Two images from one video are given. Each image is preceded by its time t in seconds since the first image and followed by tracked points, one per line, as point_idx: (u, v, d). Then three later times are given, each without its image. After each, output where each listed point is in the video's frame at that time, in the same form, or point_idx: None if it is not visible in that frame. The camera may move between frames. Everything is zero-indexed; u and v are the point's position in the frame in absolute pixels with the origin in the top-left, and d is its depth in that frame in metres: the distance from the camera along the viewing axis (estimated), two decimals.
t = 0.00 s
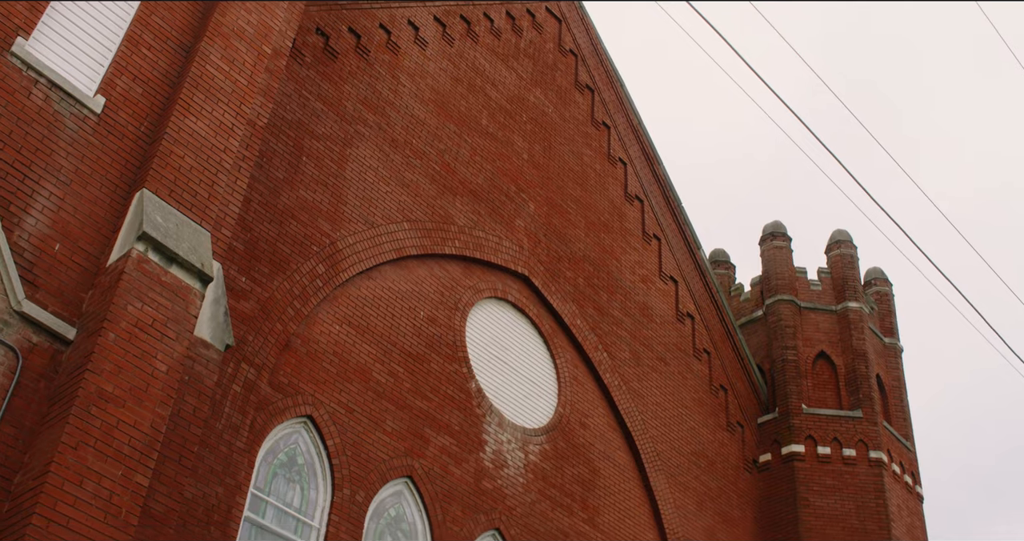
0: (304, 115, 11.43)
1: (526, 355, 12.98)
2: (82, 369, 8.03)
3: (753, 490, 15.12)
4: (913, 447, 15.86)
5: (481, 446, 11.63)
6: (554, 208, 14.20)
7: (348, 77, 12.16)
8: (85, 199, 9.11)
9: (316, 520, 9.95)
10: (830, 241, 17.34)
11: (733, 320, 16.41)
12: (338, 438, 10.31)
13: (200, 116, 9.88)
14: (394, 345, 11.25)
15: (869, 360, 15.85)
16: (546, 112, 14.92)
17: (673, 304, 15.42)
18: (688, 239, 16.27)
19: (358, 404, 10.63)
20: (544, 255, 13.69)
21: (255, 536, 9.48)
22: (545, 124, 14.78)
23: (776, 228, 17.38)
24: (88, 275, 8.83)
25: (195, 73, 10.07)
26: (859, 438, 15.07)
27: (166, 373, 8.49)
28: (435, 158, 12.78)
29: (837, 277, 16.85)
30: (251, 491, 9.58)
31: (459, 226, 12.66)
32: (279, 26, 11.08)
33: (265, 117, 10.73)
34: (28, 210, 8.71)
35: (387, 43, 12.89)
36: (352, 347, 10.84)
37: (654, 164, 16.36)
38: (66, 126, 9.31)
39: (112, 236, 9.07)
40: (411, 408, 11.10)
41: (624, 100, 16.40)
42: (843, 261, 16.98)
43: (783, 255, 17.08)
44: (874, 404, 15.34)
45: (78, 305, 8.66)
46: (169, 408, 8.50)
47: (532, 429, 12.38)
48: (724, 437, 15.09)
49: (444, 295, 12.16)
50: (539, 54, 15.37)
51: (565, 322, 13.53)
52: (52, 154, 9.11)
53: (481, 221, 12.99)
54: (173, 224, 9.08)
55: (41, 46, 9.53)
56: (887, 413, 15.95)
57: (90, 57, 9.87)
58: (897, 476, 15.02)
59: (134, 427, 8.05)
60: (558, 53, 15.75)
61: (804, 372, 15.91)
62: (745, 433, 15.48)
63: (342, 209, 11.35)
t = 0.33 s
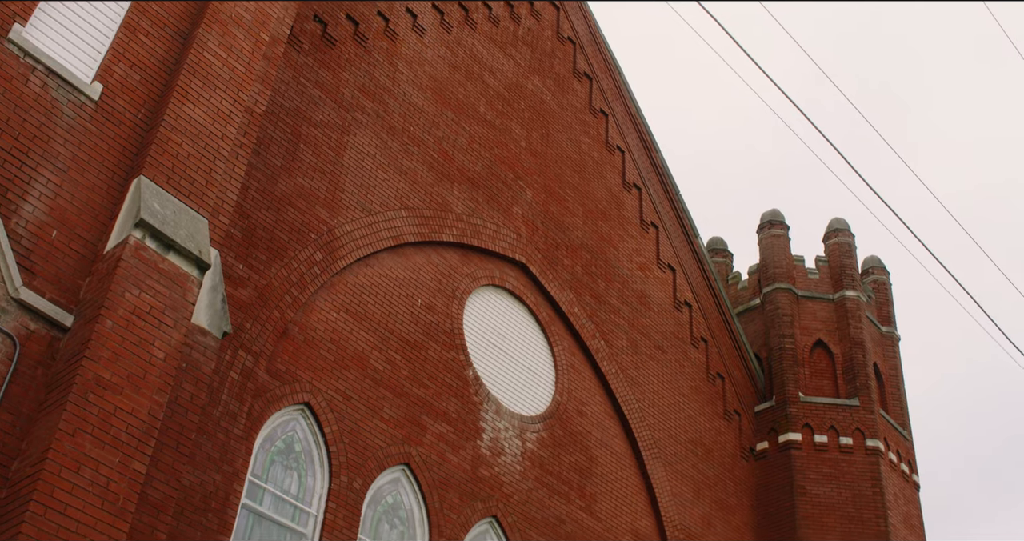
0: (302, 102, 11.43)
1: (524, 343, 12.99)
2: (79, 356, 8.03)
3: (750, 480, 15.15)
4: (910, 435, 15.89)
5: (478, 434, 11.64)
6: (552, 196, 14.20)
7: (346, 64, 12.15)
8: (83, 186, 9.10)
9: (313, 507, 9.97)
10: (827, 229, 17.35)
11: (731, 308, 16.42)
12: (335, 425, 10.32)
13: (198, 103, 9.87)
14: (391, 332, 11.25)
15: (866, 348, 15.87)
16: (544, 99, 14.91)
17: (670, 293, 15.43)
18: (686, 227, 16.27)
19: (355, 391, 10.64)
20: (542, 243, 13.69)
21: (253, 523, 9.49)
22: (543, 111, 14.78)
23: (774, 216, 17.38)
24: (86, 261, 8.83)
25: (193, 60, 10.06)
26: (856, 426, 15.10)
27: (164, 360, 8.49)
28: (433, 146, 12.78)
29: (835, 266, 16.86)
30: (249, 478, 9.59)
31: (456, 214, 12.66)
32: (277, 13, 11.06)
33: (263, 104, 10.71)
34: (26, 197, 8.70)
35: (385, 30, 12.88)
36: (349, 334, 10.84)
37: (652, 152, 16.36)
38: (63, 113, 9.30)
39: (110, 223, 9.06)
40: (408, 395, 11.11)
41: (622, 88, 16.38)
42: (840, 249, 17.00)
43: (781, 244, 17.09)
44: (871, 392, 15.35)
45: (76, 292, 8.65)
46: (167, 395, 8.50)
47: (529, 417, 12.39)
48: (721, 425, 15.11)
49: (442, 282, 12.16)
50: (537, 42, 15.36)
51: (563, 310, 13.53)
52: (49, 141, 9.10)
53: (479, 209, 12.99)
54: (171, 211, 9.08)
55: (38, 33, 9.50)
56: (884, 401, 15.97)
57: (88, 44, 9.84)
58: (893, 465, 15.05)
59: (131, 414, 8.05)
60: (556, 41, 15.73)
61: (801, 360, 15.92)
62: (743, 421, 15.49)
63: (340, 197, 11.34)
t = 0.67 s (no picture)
0: (299, 90, 11.42)
1: (521, 332, 13.00)
2: (76, 344, 8.03)
3: (747, 470, 15.17)
4: (906, 425, 15.92)
5: (475, 422, 11.65)
6: (549, 185, 14.19)
7: (344, 52, 12.13)
8: (80, 174, 9.09)
9: (310, 495, 9.99)
10: (825, 219, 17.35)
11: (728, 297, 16.42)
12: (332, 413, 10.33)
13: (195, 91, 9.85)
14: (389, 321, 11.25)
15: (863, 338, 15.90)
16: (542, 88, 14.89)
17: (668, 281, 15.43)
18: (684, 217, 16.26)
19: (353, 379, 10.64)
20: (539, 231, 13.69)
21: (250, 511, 9.51)
22: (541, 100, 14.76)
23: (771, 206, 17.39)
24: (83, 249, 8.82)
25: (190, 48, 10.03)
26: (852, 415, 15.14)
27: (161, 348, 8.49)
28: (431, 134, 12.76)
29: (832, 255, 16.87)
30: (246, 466, 9.60)
31: (454, 203, 12.65)
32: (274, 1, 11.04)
33: (261, 92, 10.70)
34: (23, 184, 8.69)
35: (382, 18, 12.85)
36: (347, 322, 10.84)
37: (650, 141, 16.34)
38: (60, 100, 9.28)
39: (107, 211, 9.05)
40: (406, 384, 11.12)
41: (620, 77, 16.35)
42: (838, 239, 17.00)
43: (778, 233, 17.09)
44: (867, 382, 15.39)
45: (73, 280, 8.65)
46: (164, 383, 8.50)
47: (526, 405, 12.41)
48: (718, 414, 15.12)
49: (439, 271, 12.16)
50: (535, 30, 15.33)
51: (560, 298, 13.54)
52: (46, 128, 9.08)
53: (476, 198, 12.98)
54: (168, 199, 9.06)
55: (35, 20, 9.46)
56: (880, 391, 16.00)
57: (85, 31, 9.81)
58: (890, 454, 15.09)
59: (129, 402, 8.06)
60: (554, 29, 15.70)
61: (798, 349, 15.94)
62: (739, 410, 15.51)
63: (337, 185, 11.33)
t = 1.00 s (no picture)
0: (296, 78, 11.40)
1: (518, 321, 13.00)
2: (73, 332, 8.02)
3: (744, 461, 15.19)
4: (902, 415, 15.95)
5: (471, 411, 11.66)
6: (547, 174, 14.18)
7: (341, 41, 12.11)
8: (76, 162, 9.08)
9: (306, 484, 10.00)
10: (822, 209, 17.35)
11: (725, 287, 16.43)
12: (329, 402, 10.33)
13: (192, 79, 9.84)
14: (386, 310, 11.25)
15: (860, 328, 15.92)
16: (539, 77, 14.87)
17: (665, 271, 15.43)
18: (681, 206, 16.26)
19: (349, 368, 10.65)
20: (537, 221, 13.68)
21: (246, 500, 9.51)
22: (538, 89, 14.74)
23: (769, 196, 17.39)
24: (80, 238, 8.81)
25: (188, 36, 10.01)
26: (849, 405, 15.17)
27: (158, 336, 8.48)
28: (428, 123, 12.75)
29: (829, 245, 16.87)
30: (242, 455, 9.60)
31: (451, 192, 12.64)
32: None
33: (258, 80, 10.68)
34: (19, 172, 8.68)
35: (380, 7, 12.83)
36: (344, 311, 10.84)
37: (647, 131, 16.33)
38: (57, 88, 9.26)
39: (104, 199, 9.04)
40: (402, 372, 11.12)
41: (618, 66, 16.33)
42: (835, 229, 17.01)
43: (775, 223, 17.09)
44: (864, 372, 15.42)
45: (69, 268, 8.64)
46: (161, 371, 8.49)
47: (523, 394, 12.42)
48: (714, 403, 15.13)
49: (436, 260, 12.16)
50: (533, 19, 15.30)
51: (557, 288, 13.54)
52: (43, 116, 9.06)
53: (474, 187, 12.97)
54: (165, 188, 9.05)
55: (32, 7, 9.43)
56: (877, 381, 16.03)
57: (81, 18, 9.78)
58: (886, 444, 15.12)
59: (126, 390, 8.06)
60: (552, 18, 15.67)
61: (795, 339, 15.95)
62: (736, 400, 15.52)
63: (334, 173, 11.32)
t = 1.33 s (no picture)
0: (293, 67, 11.39)
1: (514, 310, 13.01)
2: (69, 320, 8.02)
3: (740, 450, 15.22)
4: (898, 405, 15.99)
5: (468, 400, 11.67)
6: (543, 163, 14.18)
7: (338, 29, 12.10)
8: (73, 150, 9.07)
9: (303, 472, 10.00)
10: (819, 199, 17.35)
11: (721, 277, 16.44)
12: (326, 391, 10.33)
13: (189, 67, 9.82)
14: (382, 298, 11.25)
15: (856, 318, 15.94)
16: (536, 66, 14.86)
17: (661, 261, 15.43)
18: (678, 196, 16.25)
19: (346, 356, 10.65)
20: (533, 210, 13.68)
21: (243, 488, 9.51)
22: (535, 78, 14.73)
23: (765, 186, 17.37)
24: (76, 226, 8.80)
25: (184, 24, 9.98)
26: (844, 395, 15.19)
27: (154, 325, 8.48)
28: (425, 112, 12.74)
29: (826, 235, 16.88)
30: (239, 444, 9.60)
31: (448, 180, 12.64)
32: None
33: (255, 68, 10.67)
34: (15, 160, 8.67)
35: None
36: (340, 300, 10.84)
37: (644, 121, 16.32)
38: (53, 76, 9.24)
39: (100, 187, 9.02)
40: (399, 361, 11.13)
41: (615, 55, 16.30)
42: (832, 219, 17.01)
43: (772, 213, 17.10)
44: (860, 362, 15.45)
45: (66, 256, 8.63)
46: (158, 359, 8.49)
47: (519, 383, 12.42)
48: (710, 393, 15.15)
49: (433, 249, 12.15)
50: (530, 8, 15.28)
51: (554, 277, 13.55)
52: (39, 104, 9.04)
53: (470, 175, 12.97)
54: (162, 175, 9.04)
55: None
56: (872, 371, 16.06)
57: (77, 6, 9.76)
58: (881, 434, 15.15)
59: (122, 378, 8.05)
60: (549, 7, 15.65)
61: (791, 329, 15.97)
62: (732, 390, 15.55)
63: (331, 162, 11.31)
